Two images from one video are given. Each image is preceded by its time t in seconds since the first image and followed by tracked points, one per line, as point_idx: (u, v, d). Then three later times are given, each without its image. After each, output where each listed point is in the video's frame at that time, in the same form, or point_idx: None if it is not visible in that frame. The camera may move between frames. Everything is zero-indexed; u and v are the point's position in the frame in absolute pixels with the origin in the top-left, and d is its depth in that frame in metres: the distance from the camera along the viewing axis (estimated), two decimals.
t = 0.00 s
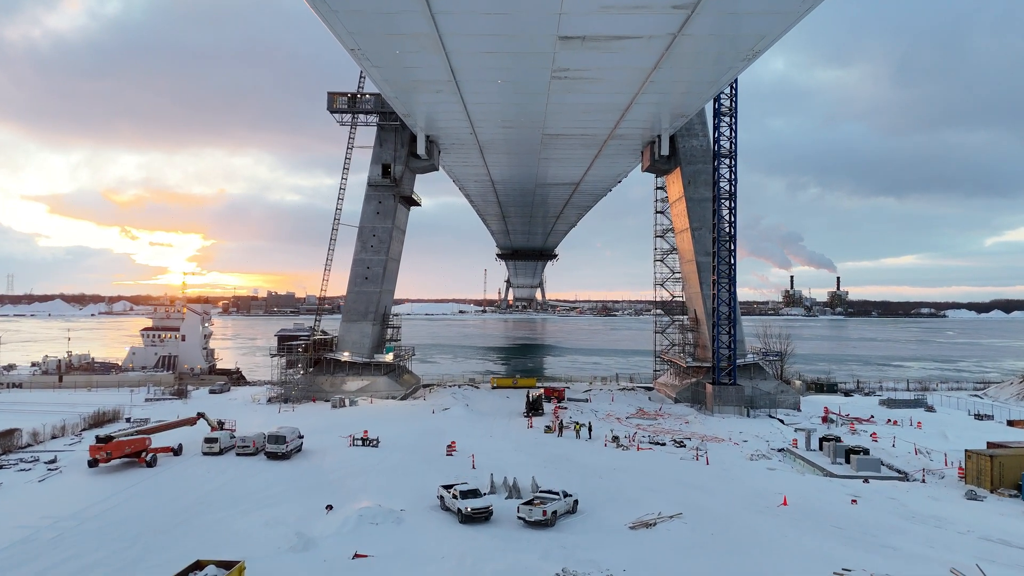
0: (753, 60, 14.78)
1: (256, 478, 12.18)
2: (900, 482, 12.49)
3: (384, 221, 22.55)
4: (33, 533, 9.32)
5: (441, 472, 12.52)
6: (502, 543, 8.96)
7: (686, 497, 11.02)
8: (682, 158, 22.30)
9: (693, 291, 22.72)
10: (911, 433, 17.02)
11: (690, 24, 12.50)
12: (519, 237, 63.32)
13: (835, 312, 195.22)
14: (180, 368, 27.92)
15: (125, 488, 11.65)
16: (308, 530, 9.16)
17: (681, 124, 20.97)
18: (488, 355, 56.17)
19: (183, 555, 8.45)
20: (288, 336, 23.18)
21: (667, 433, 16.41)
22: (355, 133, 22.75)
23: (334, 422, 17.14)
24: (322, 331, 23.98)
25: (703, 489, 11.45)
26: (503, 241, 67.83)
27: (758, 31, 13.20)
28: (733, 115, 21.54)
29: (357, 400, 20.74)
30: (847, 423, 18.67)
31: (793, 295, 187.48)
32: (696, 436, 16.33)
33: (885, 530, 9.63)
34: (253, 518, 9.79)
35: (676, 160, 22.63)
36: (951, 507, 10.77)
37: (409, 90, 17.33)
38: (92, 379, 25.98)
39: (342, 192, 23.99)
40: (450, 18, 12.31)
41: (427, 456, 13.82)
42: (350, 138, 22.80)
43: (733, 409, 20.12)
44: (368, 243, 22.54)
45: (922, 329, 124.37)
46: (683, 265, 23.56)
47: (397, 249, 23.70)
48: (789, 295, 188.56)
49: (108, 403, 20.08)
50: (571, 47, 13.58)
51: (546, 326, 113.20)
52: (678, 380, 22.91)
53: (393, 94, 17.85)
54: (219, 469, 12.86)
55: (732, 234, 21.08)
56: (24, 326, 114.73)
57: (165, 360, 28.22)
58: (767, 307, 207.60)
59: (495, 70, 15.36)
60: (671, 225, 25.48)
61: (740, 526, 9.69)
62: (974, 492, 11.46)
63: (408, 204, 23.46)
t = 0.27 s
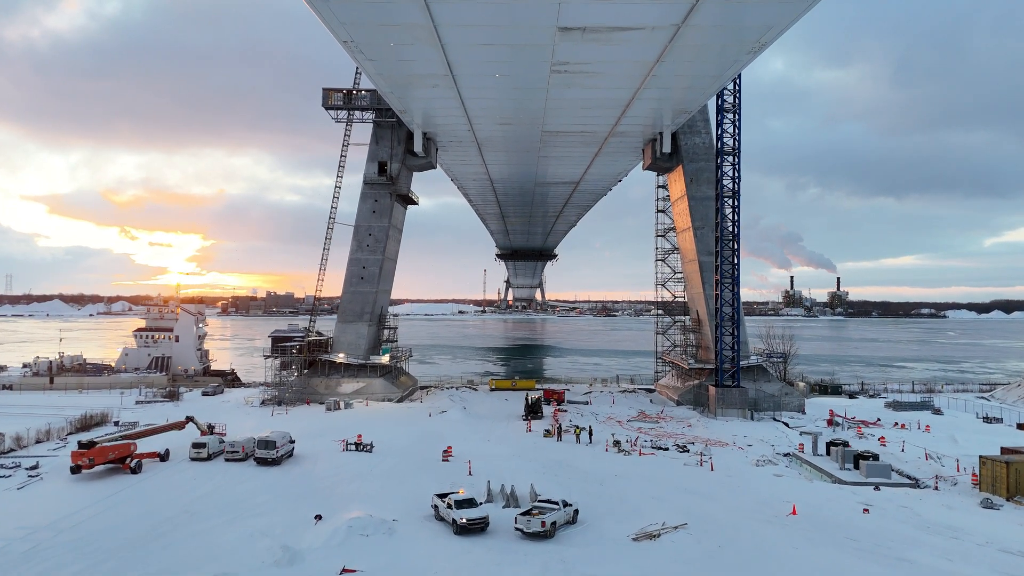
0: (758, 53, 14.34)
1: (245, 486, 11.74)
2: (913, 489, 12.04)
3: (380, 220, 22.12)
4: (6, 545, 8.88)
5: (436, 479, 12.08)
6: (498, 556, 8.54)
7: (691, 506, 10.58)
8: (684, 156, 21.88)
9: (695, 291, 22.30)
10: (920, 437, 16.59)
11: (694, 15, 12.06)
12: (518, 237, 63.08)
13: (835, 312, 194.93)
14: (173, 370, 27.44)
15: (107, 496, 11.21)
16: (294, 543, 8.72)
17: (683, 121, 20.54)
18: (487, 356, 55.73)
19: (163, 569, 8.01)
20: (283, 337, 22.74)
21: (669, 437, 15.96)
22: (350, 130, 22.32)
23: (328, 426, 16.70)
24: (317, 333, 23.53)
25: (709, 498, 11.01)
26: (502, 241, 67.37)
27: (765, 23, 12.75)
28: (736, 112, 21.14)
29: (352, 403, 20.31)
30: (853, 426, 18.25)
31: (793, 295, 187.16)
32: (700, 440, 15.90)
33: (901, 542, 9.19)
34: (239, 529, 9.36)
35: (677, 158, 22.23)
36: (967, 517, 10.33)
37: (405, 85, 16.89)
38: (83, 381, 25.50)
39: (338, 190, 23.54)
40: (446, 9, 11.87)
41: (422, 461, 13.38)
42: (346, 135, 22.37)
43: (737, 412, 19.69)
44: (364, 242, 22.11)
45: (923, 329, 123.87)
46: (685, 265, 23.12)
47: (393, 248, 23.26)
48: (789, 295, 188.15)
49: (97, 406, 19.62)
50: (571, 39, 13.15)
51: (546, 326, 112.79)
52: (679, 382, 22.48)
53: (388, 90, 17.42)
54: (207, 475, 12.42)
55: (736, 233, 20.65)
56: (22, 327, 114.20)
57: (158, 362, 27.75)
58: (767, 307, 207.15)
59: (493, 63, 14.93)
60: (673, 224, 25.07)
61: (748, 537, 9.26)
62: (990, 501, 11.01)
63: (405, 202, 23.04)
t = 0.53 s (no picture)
0: (765, 44, 13.81)
1: (230, 495, 11.22)
2: (929, 498, 11.52)
3: (376, 218, 21.60)
4: None
5: (430, 487, 11.55)
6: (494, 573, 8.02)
7: (697, 518, 10.06)
8: (687, 152, 21.37)
9: (698, 292, 21.78)
10: (931, 442, 16.07)
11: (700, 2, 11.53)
12: (516, 237, 62.68)
13: (835, 313, 194.50)
14: (165, 372, 26.90)
15: (85, 506, 10.68)
16: (277, 559, 8.19)
17: (686, 117, 20.03)
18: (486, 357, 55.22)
19: None
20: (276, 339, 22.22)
21: (673, 443, 15.44)
22: (345, 126, 21.80)
23: (320, 431, 16.17)
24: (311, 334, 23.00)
25: (716, 509, 10.49)
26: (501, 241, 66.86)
27: (774, 11, 12.21)
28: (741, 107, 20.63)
29: (347, 406, 19.78)
30: (862, 431, 17.73)
31: (793, 296, 186.65)
32: (704, 445, 15.38)
33: (921, 556, 8.67)
34: (220, 543, 8.85)
35: (680, 155, 21.72)
36: (989, 529, 9.82)
37: (400, 79, 16.37)
38: (72, 383, 24.95)
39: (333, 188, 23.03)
40: None
41: (417, 468, 12.86)
42: (341, 131, 21.85)
43: (741, 415, 19.17)
44: (359, 241, 21.58)
45: (924, 330, 123.38)
46: (688, 265, 22.62)
47: (389, 248, 22.74)
48: (789, 296, 187.64)
49: (84, 410, 19.09)
50: (571, 28, 12.61)
51: (546, 326, 112.29)
52: (682, 385, 21.95)
53: (383, 84, 16.89)
54: (191, 484, 11.89)
55: (740, 231, 20.13)
56: (18, 327, 113.56)
57: (150, 363, 27.20)
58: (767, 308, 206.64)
59: (491, 55, 14.41)
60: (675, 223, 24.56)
61: (759, 552, 8.73)
62: (1011, 511, 10.49)
63: (402, 200, 22.52)
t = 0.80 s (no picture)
0: (774, 34, 13.26)
1: (214, 505, 10.70)
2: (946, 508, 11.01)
3: (371, 216, 21.08)
4: None
5: (424, 497, 11.04)
6: None
7: (705, 531, 9.54)
8: (690, 149, 20.86)
9: (702, 292, 21.26)
10: (944, 448, 15.56)
11: None
12: (515, 237, 62.12)
13: (836, 313, 194.09)
14: (157, 374, 26.38)
15: (61, 517, 10.13)
16: None
17: (690, 112, 19.51)
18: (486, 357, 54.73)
19: None
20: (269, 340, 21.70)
21: (677, 448, 14.91)
22: (340, 122, 21.26)
23: (312, 435, 15.63)
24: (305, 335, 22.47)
25: (724, 521, 9.97)
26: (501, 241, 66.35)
27: None
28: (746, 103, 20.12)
29: (341, 409, 19.27)
30: (871, 435, 17.21)
31: (793, 296, 186.20)
32: (709, 451, 14.87)
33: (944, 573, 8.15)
34: (199, 559, 8.33)
35: (683, 152, 21.20)
36: (1012, 542, 9.31)
37: (395, 73, 15.86)
38: (62, 385, 24.42)
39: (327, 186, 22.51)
40: None
41: (411, 477, 12.32)
42: (335, 127, 21.33)
43: (746, 419, 18.66)
44: (354, 240, 21.06)
45: (925, 330, 122.92)
46: (690, 264, 22.11)
47: (385, 247, 22.20)
48: (789, 296, 187.18)
49: (71, 413, 18.57)
50: (571, 16, 12.08)
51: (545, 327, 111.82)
52: (685, 388, 21.44)
53: (377, 78, 16.37)
54: (174, 493, 11.37)
55: (745, 229, 19.61)
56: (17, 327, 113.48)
57: (142, 365, 26.67)
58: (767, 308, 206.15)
59: (488, 46, 13.89)
60: (677, 221, 24.05)
61: (771, 568, 8.22)
62: None
63: (398, 198, 22.00)
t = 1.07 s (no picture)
0: (784, 23, 12.72)
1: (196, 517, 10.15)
2: (967, 519, 10.47)
3: (367, 214, 20.54)
4: None
5: (418, 507, 10.48)
6: None
7: (715, 545, 9.00)
8: (693, 146, 20.33)
9: (706, 292, 20.72)
10: (958, 453, 15.02)
11: None
12: (515, 237, 61.66)
13: (836, 313, 193.62)
14: (148, 376, 25.85)
15: (33, 529, 9.58)
16: None
17: (694, 107, 18.97)
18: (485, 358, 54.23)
19: None
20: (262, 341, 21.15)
21: (682, 454, 14.37)
22: (334, 118, 20.74)
23: (303, 440, 15.09)
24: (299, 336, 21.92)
25: (734, 534, 9.42)
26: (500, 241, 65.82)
27: None
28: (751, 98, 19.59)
29: (334, 413, 18.72)
30: (881, 440, 16.67)
31: (793, 296, 185.76)
32: (716, 457, 14.32)
33: None
34: None
35: (686, 148, 20.67)
36: None
37: (390, 65, 15.33)
38: (50, 387, 23.86)
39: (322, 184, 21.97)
40: None
41: (404, 485, 11.78)
42: (330, 123, 20.80)
43: (752, 423, 18.14)
44: (349, 238, 20.51)
45: (925, 330, 122.49)
46: (694, 264, 21.58)
47: (381, 245, 21.67)
48: (790, 296, 186.72)
49: (56, 417, 18.02)
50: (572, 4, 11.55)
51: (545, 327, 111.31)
52: (688, 390, 20.91)
53: (372, 71, 15.83)
54: (155, 503, 10.81)
55: (751, 228, 19.07)
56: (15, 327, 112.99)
57: (133, 367, 26.12)
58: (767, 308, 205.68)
59: (486, 36, 13.35)
60: (680, 220, 23.52)
61: None
62: None
63: (395, 195, 21.47)
